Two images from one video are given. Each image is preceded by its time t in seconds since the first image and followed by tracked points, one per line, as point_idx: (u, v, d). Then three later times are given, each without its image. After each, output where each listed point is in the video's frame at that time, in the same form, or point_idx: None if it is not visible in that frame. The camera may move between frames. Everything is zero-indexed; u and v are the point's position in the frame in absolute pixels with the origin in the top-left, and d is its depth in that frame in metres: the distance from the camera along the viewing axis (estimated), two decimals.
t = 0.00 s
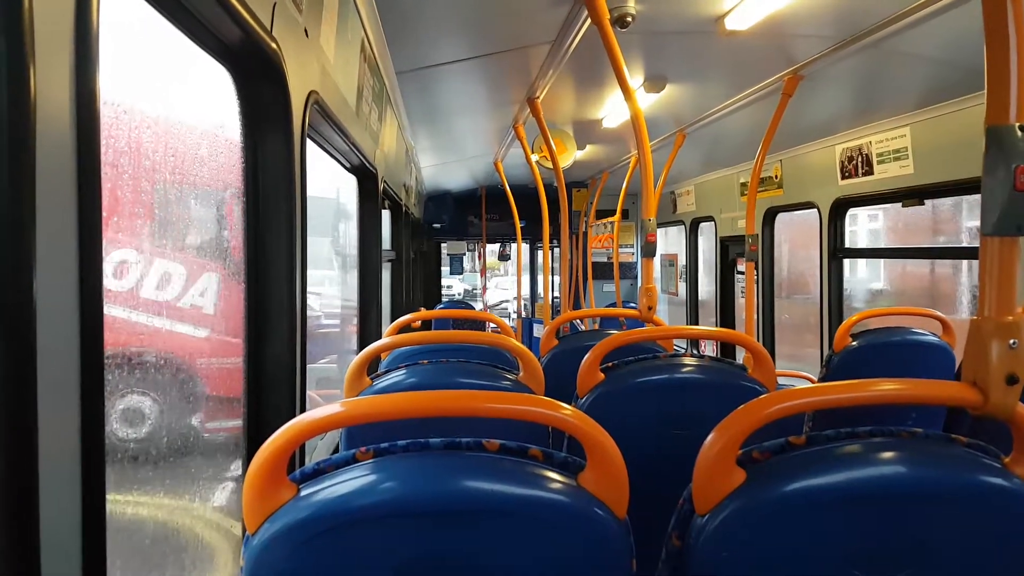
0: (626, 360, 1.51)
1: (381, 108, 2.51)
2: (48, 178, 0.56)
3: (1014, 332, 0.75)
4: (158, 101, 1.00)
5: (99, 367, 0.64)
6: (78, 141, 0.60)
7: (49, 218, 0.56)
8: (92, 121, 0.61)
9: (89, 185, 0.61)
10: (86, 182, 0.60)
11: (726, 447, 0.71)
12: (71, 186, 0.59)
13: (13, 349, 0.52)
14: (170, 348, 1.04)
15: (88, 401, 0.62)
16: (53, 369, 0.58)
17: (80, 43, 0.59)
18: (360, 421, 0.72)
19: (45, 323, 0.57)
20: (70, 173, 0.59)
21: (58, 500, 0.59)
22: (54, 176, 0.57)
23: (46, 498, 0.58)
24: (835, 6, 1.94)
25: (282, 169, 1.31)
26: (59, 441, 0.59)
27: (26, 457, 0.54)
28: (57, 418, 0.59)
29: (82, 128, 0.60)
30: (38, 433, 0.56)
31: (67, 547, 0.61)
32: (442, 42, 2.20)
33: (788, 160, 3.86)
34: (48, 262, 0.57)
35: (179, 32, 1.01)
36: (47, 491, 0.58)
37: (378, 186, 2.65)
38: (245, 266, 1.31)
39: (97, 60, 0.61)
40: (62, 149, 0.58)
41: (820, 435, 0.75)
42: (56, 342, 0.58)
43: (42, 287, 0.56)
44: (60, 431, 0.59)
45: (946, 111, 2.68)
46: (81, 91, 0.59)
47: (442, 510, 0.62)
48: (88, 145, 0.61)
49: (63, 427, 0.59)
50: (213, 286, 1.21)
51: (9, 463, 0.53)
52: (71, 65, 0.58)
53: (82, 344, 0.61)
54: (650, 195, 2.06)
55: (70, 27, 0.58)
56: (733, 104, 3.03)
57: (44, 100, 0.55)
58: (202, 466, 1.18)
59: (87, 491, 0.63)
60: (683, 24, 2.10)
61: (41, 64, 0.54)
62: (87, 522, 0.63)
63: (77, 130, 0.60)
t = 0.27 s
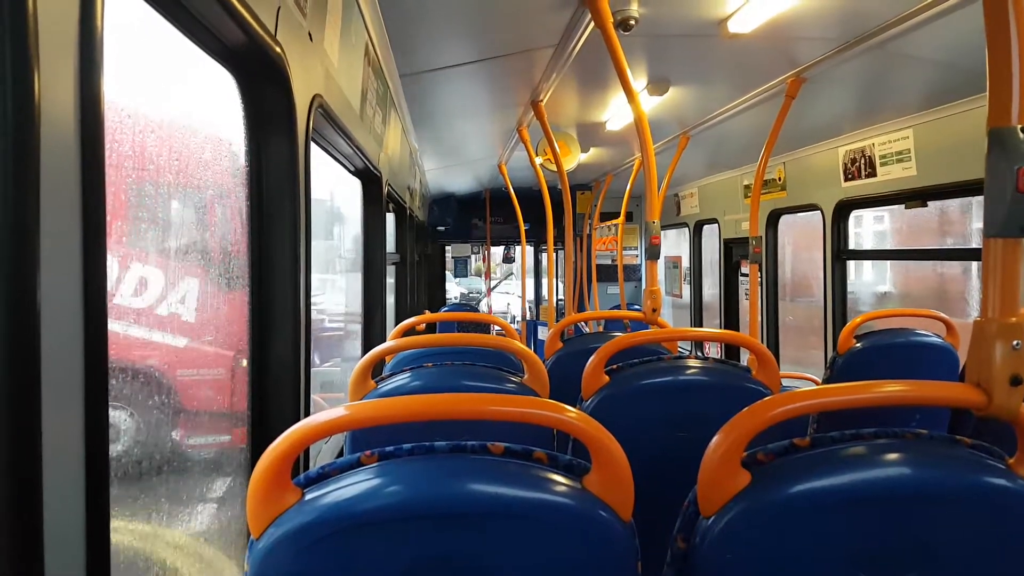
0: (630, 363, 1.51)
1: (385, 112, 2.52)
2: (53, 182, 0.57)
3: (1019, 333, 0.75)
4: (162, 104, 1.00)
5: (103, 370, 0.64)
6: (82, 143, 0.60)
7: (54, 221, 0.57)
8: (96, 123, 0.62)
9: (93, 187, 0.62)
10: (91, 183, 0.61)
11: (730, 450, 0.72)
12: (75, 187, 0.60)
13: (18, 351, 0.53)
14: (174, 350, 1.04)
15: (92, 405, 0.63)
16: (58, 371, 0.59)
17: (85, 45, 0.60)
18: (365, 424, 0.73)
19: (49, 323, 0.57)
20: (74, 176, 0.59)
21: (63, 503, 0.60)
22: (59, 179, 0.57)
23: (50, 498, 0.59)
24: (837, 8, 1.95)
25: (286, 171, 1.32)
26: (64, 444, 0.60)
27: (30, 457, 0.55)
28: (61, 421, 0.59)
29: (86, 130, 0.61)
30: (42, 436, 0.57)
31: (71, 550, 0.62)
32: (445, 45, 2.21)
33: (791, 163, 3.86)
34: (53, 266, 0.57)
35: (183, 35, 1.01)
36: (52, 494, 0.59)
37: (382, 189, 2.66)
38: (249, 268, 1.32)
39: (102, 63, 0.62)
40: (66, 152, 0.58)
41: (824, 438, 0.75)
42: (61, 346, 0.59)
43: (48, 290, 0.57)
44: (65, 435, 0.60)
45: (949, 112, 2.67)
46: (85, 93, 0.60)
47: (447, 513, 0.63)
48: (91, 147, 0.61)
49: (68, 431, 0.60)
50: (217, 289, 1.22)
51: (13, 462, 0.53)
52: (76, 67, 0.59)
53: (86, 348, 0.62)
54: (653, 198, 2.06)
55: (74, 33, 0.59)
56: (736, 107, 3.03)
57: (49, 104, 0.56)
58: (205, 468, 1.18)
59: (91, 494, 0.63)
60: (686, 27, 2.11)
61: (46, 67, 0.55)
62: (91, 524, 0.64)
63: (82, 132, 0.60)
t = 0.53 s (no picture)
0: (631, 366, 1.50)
1: (386, 115, 2.52)
2: (54, 187, 0.57)
3: (1019, 336, 0.75)
4: (164, 109, 1.00)
5: (104, 375, 0.65)
6: (83, 148, 0.61)
7: (54, 227, 0.57)
8: (97, 128, 0.62)
9: (95, 192, 0.62)
10: (91, 187, 0.61)
11: (731, 454, 0.72)
12: (76, 192, 0.60)
13: (20, 356, 0.53)
14: (175, 354, 1.04)
15: (92, 409, 0.63)
16: (58, 376, 0.59)
17: (86, 51, 0.60)
18: (366, 428, 0.73)
19: (50, 324, 0.58)
20: (75, 182, 0.60)
21: (63, 507, 0.60)
22: (60, 184, 0.58)
23: (50, 498, 0.59)
24: (837, 12, 1.95)
25: (288, 175, 1.32)
26: (64, 448, 0.60)
27: (32, 460, 0.55)
28: (62, 425, 0.60)
29: (87, 135, 0.61)
30: (43, 440, 0.57)
31: (71, 553, 0.62)
32: (446, 49, 2.22)
33: (792, 165, 3.86)
34: (54, 272, 0.58)
35: (184, 40, 1.02)
36: (53, 498, 0.59)
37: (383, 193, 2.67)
38: (250, 272, 1.33)
39: (103, 69, 0.62)
40: (68, 157, 0.59)
41: (825, 441, 0.75)
42: (62, 351, 0.59)
43: (49, 296, 0.57)
44: (65, 440, 0.60)
45: (950, 115, 2.67)
46: (86, 97, 0.61)
47: (449, 517, 0.63)
48: (93, 153, 0.62)
49: (69, 435, 0.60)
50: (218, 293, 1.22)
51: (15, 462, 0.53)
52: (77, 73, 0.60)
53: (87, 353, 0.62)
54: (654, 201, 2.06)
55: (76, 39, 0.59)
56: (737, 109, 3.04)
57: (51, 110, 0.57)
58: (207, 472, 1.18)
59: (92, 498, 0.64)
60: (686, 31, 2.11)
61: (47, 74, 0.56)
62: (91, 528, 0.64)
63: (83, 138, 0.61)
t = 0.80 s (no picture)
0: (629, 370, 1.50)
1: (384, 118, 2.53)
2: (48, 192, 0.57)
3: (1015, 341, 0.75)
4: (160, 112, 1.00)
5: (99, 380, 0.65)
6: (77, 152, 0.61)
7: (49, 232, 0.57)
8: (92, 132, 0.62)
9: (89, 197, 0.62)
10: (86, 191, 0.62)
11: (729, 458, 0.71)
12: (71, 197, 0.60)
13: (15, 362, 0.53)
14: (172, 358, 1.04)
15: (87, 415, 0.63)
16: (53, 381, 0.59)
17: (81, 56, 0.60)
18: (364, 434, 0.73)
19: (45, 330, 0.57)
20: (69, 186, 0.60)
21: (58, 512, 0.60)
22: (54, 189, 0.58)
23: (47, 504, 0.59)
24: (834, 16, 1.96)
25: (286, 179, 1.32)
26: (59, 454, 0.60)
27: (26, 465, 0.55)
28: (57, 431, 0.60)
29: (82, 140, 0.61)
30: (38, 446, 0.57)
31: (67, 559, 0.62)
32: (444, 52, 2.22)
33: (790, 169, 3.86)
34: (49, 277, 0.57)
35: (181, 44, 1.02)
36: (48, 504, 0.59)
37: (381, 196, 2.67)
38: (248, 275, 1.33)
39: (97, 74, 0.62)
40: (62, 162, 0.59)
41: (822, 445, 0.75)
42: (57, 356, 0.59)
43: (44, 301, 0.57)
44: (60, 446, 0.60)
45: (947, 119, 2.68)
46: (80, 102, 0.61)
47: (446, 522, 0.63)
48: (87, 157, 0.62)
49: (63, 440, 0.60)
50: (216, 297, 1.22)
51: (11, 469, 0.53)
52: (71, 78, 0.60)
53: (82, 358, 0.62)
54: (653, 205, 2.06)
55: (70, 45, 0.59)
56: (735, 113, 3.04)
57: (46, 115, 0.57)
58: (203, 476, 1.18)
59: (87, 503, 0.63)
60: (684, 35, 2.11)
61: (42, 79, 0.56)
62: (86, 533, 0.64)
63: (77, 142, 0.61)
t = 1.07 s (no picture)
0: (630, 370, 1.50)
1: (383, 120, 2.52)
2: (50, 194, 0.57)
3: (1018, 340, 0.75)
4: (161, 114, 1.00)
5: (101, 384, 0.64)
6: (79, 154, 0.60)
7: (51, 235, 0.57)
8: (94, 133, 0.62)
9: (91, 199, 0.62)
10: (88, 192, 0.61)
11: (732, 459, 0.71)
12: (72, 200, 0.60)
13: (18, 365, 0.53)
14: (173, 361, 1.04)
15: (90, 419, 0.63)
16: (55, 385, 0.58)
17: (83, 57, 0.60)
18: (366, 436, 0.72)
19: (47, 334, 0.57)
20: (71, 188, 0.59)
21: (60, 517, 0.60)
22: (55, 191, 0.57)
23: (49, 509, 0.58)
24: (832, 16, 1.96)
25: (285, 180, 1.32)
26: (61, 458, 0.59)
27: (29, 470, 0.54)
28: (60, 436, 0.59)
29: (84, 142, 0.60)
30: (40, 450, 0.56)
31: (69, 563, 0.61)
32: (443, 53, 2.22)
33: (788, 169, 3.87)
34: (51, 279, 0.57)
35: (182, 46, 1.02)
36: (50, 509, 0.58)
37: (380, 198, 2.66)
38: (248, 277, 1.32)
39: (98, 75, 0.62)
40: (64, 164, 0.58)
41: (825, 446, 0.75)
42: (59, 360, 0.59)
43: (45, 305, 0.57)
44: (62, 451, 0.60)
45: (946, 118, 2.68)
46: (82, 104, 0.60)
47: (449, 525, 0.62)
48: (89, 158, 0.61)
49: (65, 445, 0.60)
50: (216, 299, 1.22)
51: (13, 474, 0.53)
52: (73, 80, 0.59)
53: (84, 362, 0.62)
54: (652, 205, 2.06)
55: (72, 45, 0.59)
56: (733, 113, 3.05)
57: (48, 117, 0.56)
58: (203, 479, 1.18)
59: (90, 507, 0.63)
60: (682, 35, 2.11)
61: (44, 81, 0.55)
62: (89, 536, 0.64)
63: (80, 144, 0.61)
